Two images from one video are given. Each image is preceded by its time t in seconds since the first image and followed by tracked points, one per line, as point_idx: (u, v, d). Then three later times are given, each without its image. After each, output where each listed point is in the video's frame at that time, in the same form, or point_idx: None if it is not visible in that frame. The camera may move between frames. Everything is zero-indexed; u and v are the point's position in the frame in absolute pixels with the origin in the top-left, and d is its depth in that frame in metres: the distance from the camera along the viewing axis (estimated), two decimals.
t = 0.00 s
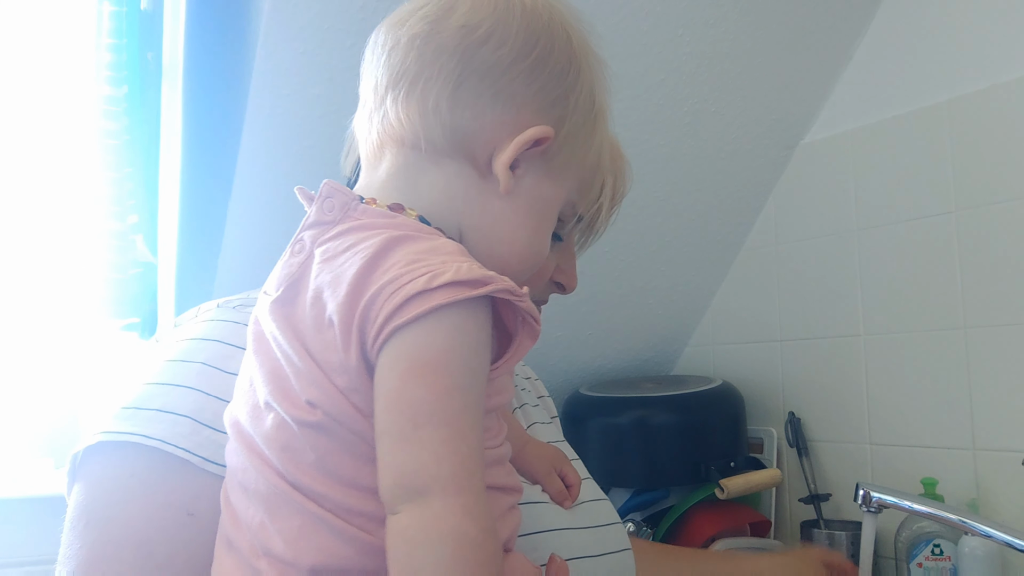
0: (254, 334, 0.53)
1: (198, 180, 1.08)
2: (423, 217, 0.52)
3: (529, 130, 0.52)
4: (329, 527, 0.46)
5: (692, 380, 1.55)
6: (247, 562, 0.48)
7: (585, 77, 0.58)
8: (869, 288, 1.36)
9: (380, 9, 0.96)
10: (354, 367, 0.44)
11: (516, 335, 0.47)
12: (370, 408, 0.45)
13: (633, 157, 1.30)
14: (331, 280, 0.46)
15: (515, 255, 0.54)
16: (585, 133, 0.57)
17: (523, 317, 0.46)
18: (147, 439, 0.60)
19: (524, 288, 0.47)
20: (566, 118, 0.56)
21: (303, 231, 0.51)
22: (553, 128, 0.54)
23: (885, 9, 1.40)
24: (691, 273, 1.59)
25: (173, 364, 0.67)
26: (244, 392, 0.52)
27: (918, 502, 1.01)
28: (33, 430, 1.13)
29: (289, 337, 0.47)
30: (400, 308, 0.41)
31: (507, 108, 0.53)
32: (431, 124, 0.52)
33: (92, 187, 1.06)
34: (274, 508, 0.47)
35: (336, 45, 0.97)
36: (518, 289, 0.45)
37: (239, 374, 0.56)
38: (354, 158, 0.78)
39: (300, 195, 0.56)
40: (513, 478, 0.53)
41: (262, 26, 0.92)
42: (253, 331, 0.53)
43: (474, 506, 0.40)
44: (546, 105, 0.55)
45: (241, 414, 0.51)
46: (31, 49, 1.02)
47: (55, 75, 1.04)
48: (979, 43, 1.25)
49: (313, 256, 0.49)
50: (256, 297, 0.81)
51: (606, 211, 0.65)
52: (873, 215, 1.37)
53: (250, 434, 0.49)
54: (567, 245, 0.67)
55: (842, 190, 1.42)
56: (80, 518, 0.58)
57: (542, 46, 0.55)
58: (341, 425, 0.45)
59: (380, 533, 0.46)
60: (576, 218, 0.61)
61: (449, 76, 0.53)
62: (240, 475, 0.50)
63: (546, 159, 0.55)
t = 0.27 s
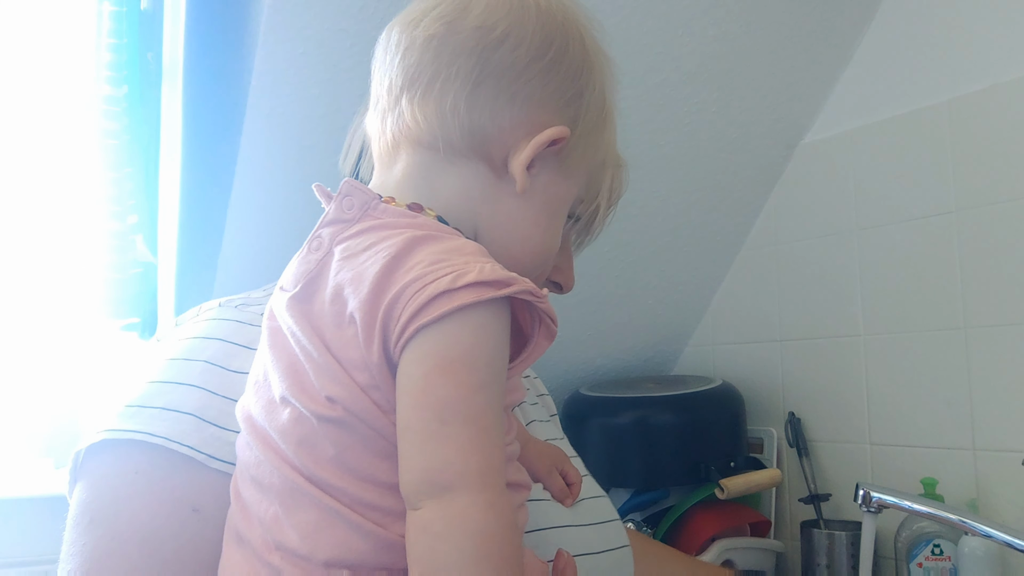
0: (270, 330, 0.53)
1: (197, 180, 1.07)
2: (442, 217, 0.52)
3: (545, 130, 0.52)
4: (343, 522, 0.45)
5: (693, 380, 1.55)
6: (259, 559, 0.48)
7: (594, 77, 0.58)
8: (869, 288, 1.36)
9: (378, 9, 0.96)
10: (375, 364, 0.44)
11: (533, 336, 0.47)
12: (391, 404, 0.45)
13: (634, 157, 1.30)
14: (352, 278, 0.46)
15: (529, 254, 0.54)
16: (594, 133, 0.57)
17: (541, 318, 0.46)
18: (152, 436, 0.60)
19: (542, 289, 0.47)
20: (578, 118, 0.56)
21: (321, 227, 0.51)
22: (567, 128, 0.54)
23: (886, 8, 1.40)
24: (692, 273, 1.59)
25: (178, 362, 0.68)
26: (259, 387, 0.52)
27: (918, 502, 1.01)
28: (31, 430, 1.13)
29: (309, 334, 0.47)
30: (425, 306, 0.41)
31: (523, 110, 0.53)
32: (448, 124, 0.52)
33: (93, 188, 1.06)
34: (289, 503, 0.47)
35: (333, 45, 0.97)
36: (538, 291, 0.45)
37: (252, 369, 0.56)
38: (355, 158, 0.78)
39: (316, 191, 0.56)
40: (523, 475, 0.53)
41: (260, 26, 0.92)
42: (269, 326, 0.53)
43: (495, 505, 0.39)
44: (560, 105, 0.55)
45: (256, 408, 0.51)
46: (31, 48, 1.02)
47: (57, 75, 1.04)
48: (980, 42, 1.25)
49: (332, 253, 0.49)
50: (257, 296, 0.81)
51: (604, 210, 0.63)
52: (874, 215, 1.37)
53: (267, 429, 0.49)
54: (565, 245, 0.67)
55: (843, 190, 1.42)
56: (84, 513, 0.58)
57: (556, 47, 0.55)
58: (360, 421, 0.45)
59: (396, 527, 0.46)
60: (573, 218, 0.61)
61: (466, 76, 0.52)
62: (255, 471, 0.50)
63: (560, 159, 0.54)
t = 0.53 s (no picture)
0: (273, 322, 0.53)
1: (197, 180, 1.08)
2: (444, 210, 0.52)
3: (546, 125, 0.52)
4: (343, 511, 0.45)
5: (692, 379, 1.56)
6: (259, 550, 0.48)
7: (595, 75, 0.58)
8: (869, 287, 1.37)
9: (379, 8, 0.97)
10: (375, 354, 0.44)
11: (533, 329, 0.47)
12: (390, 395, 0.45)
13: (634, 156, 1.30)
14: (354, 270, 0.46)
15: (531, 247, 0.54)
16: (595, 129, 0.58)
17: (541, 311, 0.47)
18: (154, 427, 0.61)
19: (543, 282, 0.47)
20: (578, 113, 0.56)
21: (324, 220, 0.51)
22: (568, 122, 0.55)
23: (886, 8, 1.40)
24: (692, 272, 1.60)
25: (180, 356, 0.68)
26: (262, 378, 0.52)
27: (918, 502, 1.02)
28: (31, 430, 1.13)
29: (311, 325, 0.48)
30: (426, 296, 0.41)
31: (525, 105, 0.53)
32: (450, 119, 0.53)
33: (93, 188, 1.06)
34: (288, 492, 0.47)
35: (334, 46, 0.97)
36: (538, 283, 0.45)
37: (254, 360, 0.56)
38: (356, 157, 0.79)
39: (319, 185, 0.57)
40: (520, 469, 0.53)
41: (261, 26, 0.92)
42: (272, 319, 0.53)
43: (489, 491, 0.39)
44: (561, 101, 0.55)
45: (258, 399, 0.51)
46: (31, 48, 1.02)
47: (56, 75, 1.04)
48: (980, 42, 1.25)
49: (335, 246, 0.49)
50: (261, 294, 0.81)
51: (604, 212, 0.64)
52: (873, 215, 1.37)
53: (268, 418, 0.50)
54: (566, 246, 0.67)
55: (842, 190, 1.43)
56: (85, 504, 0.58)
57: (557, 42, 0.55)
58: (361, 411, 0.46)
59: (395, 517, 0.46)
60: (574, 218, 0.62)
61: (468, 71, 0.53)
62: (255, 461, 0.50)
63: (561, 154, 0.55)
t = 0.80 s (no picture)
0: (272, 320, 0.53)
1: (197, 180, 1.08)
2: (440, 206, 0.52)
3: (541, 122, 0.52)
4: (345, 507, 0.45)
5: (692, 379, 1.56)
6: (261, 547, 0.48)
7: (592, 75, 0.58)
8: (869, 287, 1.37)
9: (378, 9, 0.97)
10: (374, 347, 0.44)
11: (529, 320, 0.47)
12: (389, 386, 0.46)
13: (634, 156, 1.30)
14: (352, 264, 0.46)
15: (528, 244, 0.54)
16: (590, 126, 0.58)
17: (537, 301, 0.47)
18: (159, 424, 0.61)
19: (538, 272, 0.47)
20: (574, 110, 0.56)
21: (322, 219, 0.52)
22: (563, 119, 0.55)
23: (885, 7, 1.40)
24: (692, 272, 1.60)
25: (186, 354, 0.68)
26: (261, 375, 0.52)
27: (918, 502, 1.02)
28: (29, 432, 1.11)
29: (309, 320, 0.48)
30: (421, 286, 0.42)
31: (522, 103, 0.53)
32: (447, 118, 0.53)
33: (93, 190, 1.06)
34: (289, 489, 0.47)
35: (334, 46, 0.97)
36: (533, 272, 0.45)
37: (255, 359, 0.56)
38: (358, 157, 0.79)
39: (318, 186, 0.57)
40: (520, 465, 0.53)
41: (261, 26, 0.92)
42: (271, 317, 0.53)
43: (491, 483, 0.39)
44: (554, 98, 0.55)
45: (258, 397, 0.52)
46: (31, 49, 1.02)
47: (57, 75, 1.05)
48: (979, 42, 1.25)
49: (333, 242, 0.50)
50: (266, 294, 0.81)
51: (606, 215, 0.66)
52: (873, 215, 1.37)
53: (268, 415, 0.50)
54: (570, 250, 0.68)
55: (842, 190, 1.43)
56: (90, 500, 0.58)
57: (550, 40, 0.56)
58: (362, 405, 0.46)
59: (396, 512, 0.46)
60: (577, 221, 0.63)
61: (464, 70, 0.53)
62: (257, 458, 0.50)
63: (557, 151, 0.55)
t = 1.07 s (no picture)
0: (279, 320, 0.54)
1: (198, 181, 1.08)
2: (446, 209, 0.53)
3: (546, 134, 0.53)
4: (351, 503, 0.46)
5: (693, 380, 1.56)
6: (267, 545, 0.48)
7: (592, 79, 0.59)
8: (869, 288, 1.37)
9: (379, 10, 0.97)
10: (381, 343, 0.45)
11: (533, 317, 0.47)
12: (396, 381, 0.46)
13: (634, 157, 1.31)
14: (359, 263, 0.47)
15: (528, 252, 0.55)
16: (592, 134, 0.58)
17: (541, 297, 0.47)
18: (162, 427, 0.61)
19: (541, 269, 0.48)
20: (577, 118, 0.57)
21: (329, 220, 0.52)
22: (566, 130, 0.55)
23: (884, 9, 1.41)
24: (692, 272, 1.60)
25: (188, 356, 0.68)
26: (268, 373, 0.53)
27: (918, 502, 1.02)
28: (31, 430, 1.11)
29: (317, 318, 0.48)
30: (429, 282, 0.42)
31: (524, 107, 0.54)
32: (453, 129, 0.53)
33: (92, 191, 1.07)
34: (296, 486, 0.47)
35: (336, 47, 0.98)
36: (537, 268, 0.46)
37: (261, 360, 0.57)
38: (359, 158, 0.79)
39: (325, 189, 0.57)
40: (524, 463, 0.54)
41: (262, 27, 0.93)
42: (278, 316, 0.54)
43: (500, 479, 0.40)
44: (555, 103, 0.55)
45: (264, 395, 0.52)
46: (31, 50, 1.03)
47: (55, 75, 1.05)
48: (978, 43, 1.26)
49: (340, 242, 0.50)
50: (268, 294, 0.82)
51: (606, 219, 0.66)
52: (873, 216, 1.37)
53: (274, 413, 0.50)
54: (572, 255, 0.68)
55: (842, 191, 1.43)
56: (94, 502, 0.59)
57: (552, 54, 0.56)
58: (369, 401, 0.46)
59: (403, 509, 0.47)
60: (578, 224, 0.63)
61: (469, 82, 0.53)
62: (263, 456, 0.50)
63: (560, 159, 0.55)
